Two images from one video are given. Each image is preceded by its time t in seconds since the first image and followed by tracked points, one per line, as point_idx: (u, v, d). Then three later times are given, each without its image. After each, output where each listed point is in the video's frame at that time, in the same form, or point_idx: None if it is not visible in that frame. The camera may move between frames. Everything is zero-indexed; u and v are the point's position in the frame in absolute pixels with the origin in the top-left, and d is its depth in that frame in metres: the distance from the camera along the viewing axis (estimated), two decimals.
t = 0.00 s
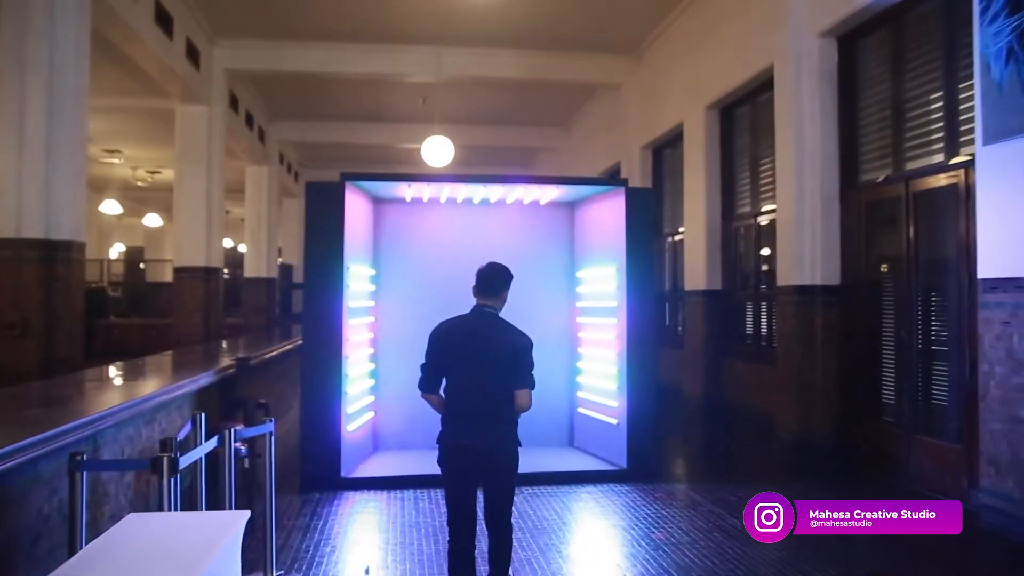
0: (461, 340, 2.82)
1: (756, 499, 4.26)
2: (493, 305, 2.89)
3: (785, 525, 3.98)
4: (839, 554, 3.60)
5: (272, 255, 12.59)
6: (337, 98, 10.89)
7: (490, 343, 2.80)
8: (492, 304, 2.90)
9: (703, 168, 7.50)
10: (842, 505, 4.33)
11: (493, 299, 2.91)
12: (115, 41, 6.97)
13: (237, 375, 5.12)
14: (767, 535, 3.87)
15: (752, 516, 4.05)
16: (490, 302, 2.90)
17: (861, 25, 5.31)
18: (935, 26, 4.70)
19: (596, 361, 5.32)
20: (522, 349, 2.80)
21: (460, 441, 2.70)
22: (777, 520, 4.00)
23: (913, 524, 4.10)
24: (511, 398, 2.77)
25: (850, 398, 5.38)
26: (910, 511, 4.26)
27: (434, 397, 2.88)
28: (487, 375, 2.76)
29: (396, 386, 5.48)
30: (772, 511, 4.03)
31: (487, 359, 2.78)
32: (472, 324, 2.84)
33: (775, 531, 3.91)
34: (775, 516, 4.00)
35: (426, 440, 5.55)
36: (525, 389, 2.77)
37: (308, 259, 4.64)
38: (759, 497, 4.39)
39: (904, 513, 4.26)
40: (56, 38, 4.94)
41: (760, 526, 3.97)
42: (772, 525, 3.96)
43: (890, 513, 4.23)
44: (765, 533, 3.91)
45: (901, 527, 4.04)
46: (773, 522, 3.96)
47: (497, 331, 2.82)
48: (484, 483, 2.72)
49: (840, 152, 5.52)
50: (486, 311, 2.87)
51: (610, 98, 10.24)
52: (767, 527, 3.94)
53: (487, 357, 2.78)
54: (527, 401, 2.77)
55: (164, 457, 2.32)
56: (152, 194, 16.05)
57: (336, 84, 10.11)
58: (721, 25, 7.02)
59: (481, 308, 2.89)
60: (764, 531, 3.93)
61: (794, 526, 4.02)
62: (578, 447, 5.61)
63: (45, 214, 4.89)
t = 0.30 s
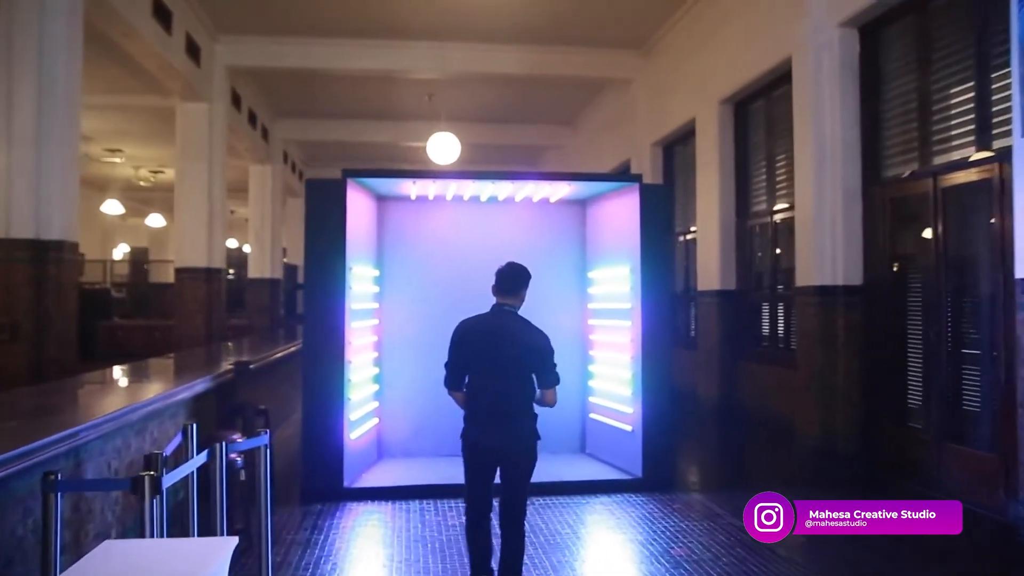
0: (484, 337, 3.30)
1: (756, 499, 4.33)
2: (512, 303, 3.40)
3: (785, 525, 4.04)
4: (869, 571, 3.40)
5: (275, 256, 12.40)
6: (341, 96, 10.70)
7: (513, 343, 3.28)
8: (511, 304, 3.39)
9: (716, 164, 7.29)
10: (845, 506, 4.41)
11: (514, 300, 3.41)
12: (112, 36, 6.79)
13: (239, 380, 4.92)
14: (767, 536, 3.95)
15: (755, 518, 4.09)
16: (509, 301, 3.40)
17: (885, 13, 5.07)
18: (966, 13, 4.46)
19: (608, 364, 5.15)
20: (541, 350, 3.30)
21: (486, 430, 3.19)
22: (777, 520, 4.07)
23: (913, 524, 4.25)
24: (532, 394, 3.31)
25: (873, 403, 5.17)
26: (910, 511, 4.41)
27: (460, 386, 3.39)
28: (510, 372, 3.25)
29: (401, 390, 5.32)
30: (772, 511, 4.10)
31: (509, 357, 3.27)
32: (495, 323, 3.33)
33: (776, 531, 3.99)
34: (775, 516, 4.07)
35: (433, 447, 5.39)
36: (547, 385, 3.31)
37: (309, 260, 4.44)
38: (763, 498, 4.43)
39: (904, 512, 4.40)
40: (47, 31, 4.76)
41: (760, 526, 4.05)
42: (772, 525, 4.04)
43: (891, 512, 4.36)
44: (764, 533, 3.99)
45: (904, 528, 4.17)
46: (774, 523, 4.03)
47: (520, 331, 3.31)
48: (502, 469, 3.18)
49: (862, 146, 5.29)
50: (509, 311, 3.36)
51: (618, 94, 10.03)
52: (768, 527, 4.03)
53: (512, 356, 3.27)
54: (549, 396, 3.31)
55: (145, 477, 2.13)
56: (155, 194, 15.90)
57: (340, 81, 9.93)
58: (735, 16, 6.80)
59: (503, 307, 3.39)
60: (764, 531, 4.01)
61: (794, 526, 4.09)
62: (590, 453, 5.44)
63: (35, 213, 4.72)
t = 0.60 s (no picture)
0: (491, 339, 3.20)
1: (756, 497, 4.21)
2: (522, 305, 3.27)
3: (785, 525, 3.99)
4: None
5: (280, 255, 12.22)
6: (346, 92, 10.52)
7: (520, 345, 3.17)
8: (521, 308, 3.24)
9: (731, 160, 7.07)
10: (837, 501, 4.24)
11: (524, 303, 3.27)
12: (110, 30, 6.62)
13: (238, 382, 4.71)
14: (766, 538, 3.90)
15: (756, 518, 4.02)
16: (519, 302, 3.27)
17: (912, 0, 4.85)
18: None
19: (622, 366, 4.97)
20: (551, 353, 3.18)
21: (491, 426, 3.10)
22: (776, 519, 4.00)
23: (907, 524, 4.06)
24: (542, 395, 3.20)
25: (898, 408, 4.96)
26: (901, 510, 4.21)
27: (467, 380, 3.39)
28: (518, 377, 3.12)
29: (406, 392, 5.15)
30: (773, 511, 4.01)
31: (517, 360, 3.14)
32: (504, 325, 3.21)
33: (776, 533, 3.94)
34: (775, 516, 3.99)
35: (440, 452, 5.20)
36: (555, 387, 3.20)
37: (311, 257, 4.24)
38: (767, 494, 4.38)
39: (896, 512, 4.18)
40: (38, 19, 4.57)
41: (759, 527, 4.00)
42: (771, 525, 3.98)
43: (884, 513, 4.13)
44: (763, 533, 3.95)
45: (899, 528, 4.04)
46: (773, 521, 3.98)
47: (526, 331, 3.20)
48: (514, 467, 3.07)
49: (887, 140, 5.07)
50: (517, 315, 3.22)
51: (629, 90, 9.82)
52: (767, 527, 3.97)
53: (521, 358, 3.15)
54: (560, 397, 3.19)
55: (121, 492, 1.95)
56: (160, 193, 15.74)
57: (346, 76, 9.73)
58: (752, 7, 6.58)
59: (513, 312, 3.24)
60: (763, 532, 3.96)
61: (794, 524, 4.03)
62: (602, 459, 5.26)
63: (26, 209, 4.54)
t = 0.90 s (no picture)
0: (496, 339, 3.29)
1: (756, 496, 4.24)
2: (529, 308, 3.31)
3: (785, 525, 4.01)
4: None
5: (280, 257, 12.01)
6: (347, 90, 10.33)
7: (523, 346, 3.22)
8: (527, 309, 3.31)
9: (742, 159, 6.86)
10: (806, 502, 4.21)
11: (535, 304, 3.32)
12: (103, 24, 6.45)
13: (231, 389, 4.50)
14: (767, 539, 3.94)
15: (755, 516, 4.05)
16: (526, 304, 3.32)
17: None
18: None
19: (632, 372, 4.78)
20: (552, 354, 3.21)
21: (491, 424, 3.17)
22: (777, 520, 4.01)
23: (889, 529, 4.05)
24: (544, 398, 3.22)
25: (920, 415, 4.76)
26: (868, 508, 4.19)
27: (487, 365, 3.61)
28: (518, 380, 3.17)
29: (406, 399, 4.96)
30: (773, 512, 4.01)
31: (519, 361, 3.20)
32: (507, 324, 3.27)
33: (776, 533, 3.96)
34: (775, 516, 4.00)
35: (441, 462, 5.01)
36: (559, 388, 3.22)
37: (306, 259, 4.05)
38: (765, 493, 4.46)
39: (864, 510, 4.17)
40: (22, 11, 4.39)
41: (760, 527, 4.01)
42: (772, 525, 3.99)
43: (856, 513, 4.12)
44: (765, 534, 3.96)
45: (872, 528, 4.03)
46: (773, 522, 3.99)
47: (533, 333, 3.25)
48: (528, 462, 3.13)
49: (907, 135, 4.85)
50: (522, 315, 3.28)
51: (636, 87, 9.61)
52: (766, 526, 4.00)
53: (524, 361, 3.18)
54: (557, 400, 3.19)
55: (83, 522, 1.77)
56: (159, 193, 15.56)
57: (346, 73, 9.54)
58: None
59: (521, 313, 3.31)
60: (764, 532, 3.98)
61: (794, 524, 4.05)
62: (611, 469, 5.07)
63: (9, 209, 4.34)
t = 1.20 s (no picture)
0: (504, 341, 3.17)
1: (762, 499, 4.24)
2: (540, 315, 3.18)
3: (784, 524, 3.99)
4: None
5: (278, 257, 11.81)
6: (345, 85, 10.13)
7: (528, 351, 3.09)
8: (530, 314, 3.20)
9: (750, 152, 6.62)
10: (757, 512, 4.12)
11: (545, 310, 3.20)
12: (90, 15, 6.26)
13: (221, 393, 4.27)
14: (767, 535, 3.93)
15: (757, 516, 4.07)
16: (537, 310, 3.19)
17: None
18: None
19: (638, 374, 4.58)
20: (552, 366, 3.04)
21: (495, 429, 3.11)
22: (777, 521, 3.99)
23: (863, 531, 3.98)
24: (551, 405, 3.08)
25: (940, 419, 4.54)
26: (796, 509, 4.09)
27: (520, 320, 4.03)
28: (520, 384, 3.07)
29: (402, 403, 4.77)
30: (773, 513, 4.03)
31: (524, 365, 3.08)
32: (516, 328, 3.15)
33: (773, 530, 3.95)
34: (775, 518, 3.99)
35: (438, 469, 4.83)
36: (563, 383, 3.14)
37: (295, 256, 3.84)
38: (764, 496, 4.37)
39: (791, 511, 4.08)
40: None
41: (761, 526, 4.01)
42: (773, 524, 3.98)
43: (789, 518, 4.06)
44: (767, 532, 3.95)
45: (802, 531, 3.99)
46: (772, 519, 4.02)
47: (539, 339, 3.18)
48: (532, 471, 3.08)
49: (925, 125, 4.64)
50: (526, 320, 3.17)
51: (639, 82, 9.39)
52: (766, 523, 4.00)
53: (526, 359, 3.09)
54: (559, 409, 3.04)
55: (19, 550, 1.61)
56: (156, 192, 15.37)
57: (344, 68, 9.33)
58: None
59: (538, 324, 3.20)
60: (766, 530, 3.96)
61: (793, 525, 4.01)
62: (615, 475, 4.88)
63: None
